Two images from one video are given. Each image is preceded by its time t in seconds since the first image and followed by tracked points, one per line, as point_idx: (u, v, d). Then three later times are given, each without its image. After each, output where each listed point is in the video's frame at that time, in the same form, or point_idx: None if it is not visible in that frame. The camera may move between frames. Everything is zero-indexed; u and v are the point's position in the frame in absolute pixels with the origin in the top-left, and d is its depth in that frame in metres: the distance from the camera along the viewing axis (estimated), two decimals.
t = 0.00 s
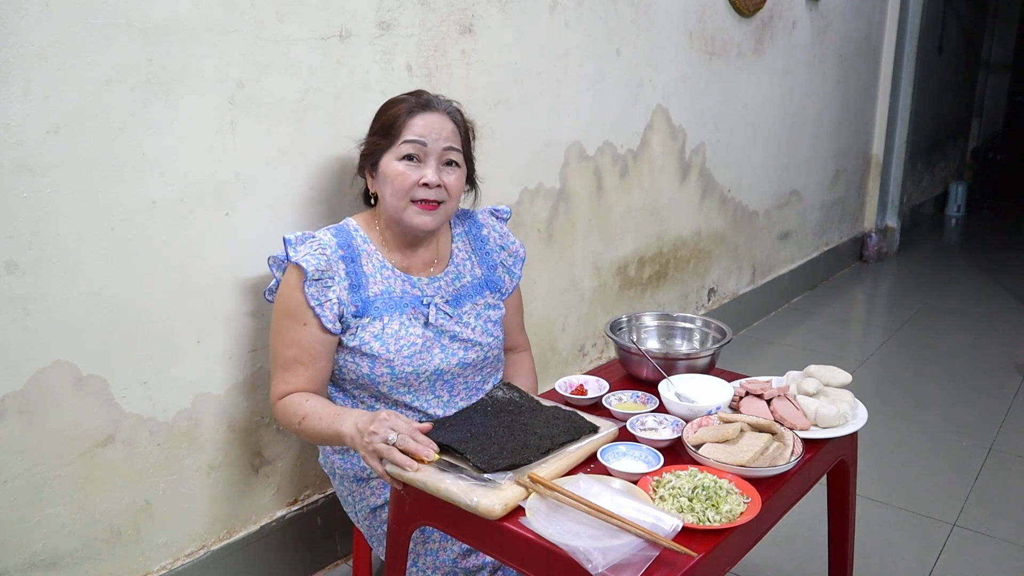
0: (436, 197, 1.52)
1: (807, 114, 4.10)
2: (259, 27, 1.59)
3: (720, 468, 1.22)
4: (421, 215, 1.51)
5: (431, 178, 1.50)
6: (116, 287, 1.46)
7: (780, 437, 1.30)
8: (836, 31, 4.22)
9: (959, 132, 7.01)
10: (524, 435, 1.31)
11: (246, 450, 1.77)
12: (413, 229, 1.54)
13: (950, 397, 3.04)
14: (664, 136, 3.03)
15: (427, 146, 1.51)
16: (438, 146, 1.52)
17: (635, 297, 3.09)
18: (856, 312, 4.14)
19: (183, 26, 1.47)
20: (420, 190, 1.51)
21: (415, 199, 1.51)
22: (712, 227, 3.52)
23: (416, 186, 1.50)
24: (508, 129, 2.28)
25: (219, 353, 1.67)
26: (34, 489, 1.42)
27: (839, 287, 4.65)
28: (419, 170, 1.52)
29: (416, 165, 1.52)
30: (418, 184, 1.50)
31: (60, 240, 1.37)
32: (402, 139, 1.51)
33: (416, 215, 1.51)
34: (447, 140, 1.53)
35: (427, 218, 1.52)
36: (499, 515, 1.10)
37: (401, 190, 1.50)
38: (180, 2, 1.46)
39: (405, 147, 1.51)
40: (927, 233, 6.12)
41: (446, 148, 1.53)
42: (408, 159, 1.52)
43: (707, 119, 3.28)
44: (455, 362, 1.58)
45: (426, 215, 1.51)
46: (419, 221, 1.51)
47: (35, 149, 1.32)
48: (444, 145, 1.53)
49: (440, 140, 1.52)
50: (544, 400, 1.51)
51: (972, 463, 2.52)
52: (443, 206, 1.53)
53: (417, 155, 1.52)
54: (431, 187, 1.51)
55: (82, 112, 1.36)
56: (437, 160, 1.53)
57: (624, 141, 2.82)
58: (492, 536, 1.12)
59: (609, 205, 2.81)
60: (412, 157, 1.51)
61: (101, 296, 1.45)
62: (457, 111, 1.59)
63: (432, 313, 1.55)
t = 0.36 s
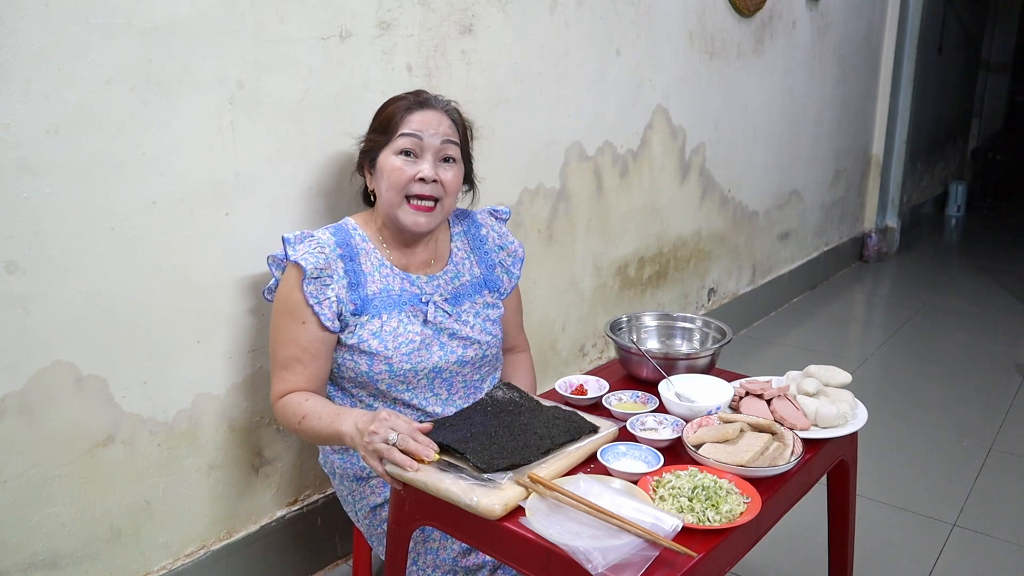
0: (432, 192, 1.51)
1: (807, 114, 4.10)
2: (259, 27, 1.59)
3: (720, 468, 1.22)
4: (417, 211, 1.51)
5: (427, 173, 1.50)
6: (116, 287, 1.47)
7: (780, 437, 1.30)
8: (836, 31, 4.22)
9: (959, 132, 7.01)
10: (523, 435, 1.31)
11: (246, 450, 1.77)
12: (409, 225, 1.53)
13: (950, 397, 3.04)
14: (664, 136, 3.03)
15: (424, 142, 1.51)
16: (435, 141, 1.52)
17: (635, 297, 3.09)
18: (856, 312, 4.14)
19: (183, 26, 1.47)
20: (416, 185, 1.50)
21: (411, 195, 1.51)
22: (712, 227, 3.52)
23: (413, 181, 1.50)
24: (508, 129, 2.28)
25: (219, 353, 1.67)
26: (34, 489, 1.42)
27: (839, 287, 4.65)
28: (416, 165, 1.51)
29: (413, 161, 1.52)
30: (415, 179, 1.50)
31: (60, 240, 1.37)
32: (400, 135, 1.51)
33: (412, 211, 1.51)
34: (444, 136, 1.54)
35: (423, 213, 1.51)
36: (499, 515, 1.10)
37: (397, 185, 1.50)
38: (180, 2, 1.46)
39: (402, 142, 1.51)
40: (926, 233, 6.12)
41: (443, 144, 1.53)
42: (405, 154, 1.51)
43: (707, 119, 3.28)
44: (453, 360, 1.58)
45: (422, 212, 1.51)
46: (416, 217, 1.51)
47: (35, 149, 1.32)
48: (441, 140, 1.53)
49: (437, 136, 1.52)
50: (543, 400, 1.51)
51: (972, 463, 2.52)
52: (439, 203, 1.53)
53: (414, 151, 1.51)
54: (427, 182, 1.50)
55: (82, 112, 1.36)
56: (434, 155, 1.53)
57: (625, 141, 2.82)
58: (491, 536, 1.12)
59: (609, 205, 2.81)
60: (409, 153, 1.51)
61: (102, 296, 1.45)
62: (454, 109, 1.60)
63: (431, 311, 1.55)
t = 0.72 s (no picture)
0: (430, 184, 1.51)
1: (807, 114, 4.10)
2: (259, 27, 1.59)
3: (720, 468, 1.22)
4: (416, 204, 1.50)
5: (423, 165, 1.50)
6: (116, 287, 1.47)
7: (780, 437, 1.30)
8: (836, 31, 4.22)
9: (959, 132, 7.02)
10: (523, 435, 1.31)
11: (246, 450, 1.77)
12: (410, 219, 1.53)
13: (950, 397, 3.04)
14: (664, 136, 3.03)
15: (419, 135, 1.52)
16: (429, 134, 1.53)
17: (635, 297, 3.09)
18: (856, 312, 4.14)
19: (183, 26, 1.47)
20: (413, 178, 1.50)
21: (410, 189, 1.51)
22: (712, 227, 3.52)
23: (409, 175, 1.50)
24: (508, 129, 2.28)
25: (219, 354, 1.67)
26: (35, 489, 1.43)
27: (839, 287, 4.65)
28: (412, 159, 1.52)
29: (409, 155, 1.52)
30: (411, 172, 1.50)
31: (60, 240, 1.37)
32: (394, 130, 1.52)
33: (411, 204, 1.50)
34: (438, 129, 1.54)
35: (422, 206, 1.51)
36: (499, 515, 1.10)
37: (394, 180, 1.50)
38: (180, 2, 1.46)
39: (397, 137, 1.52)
40: (927, 233, 6.12)
41: (438, 135, 1.54)
42: (401, 149, 1.52)
43: (707, 119, 3.28)
44: (456, 356, 1.58)
45: (422, 204, 1.51)
46: (415, 210, 1.50)
47: (35, 149, 1.32)
48: (435, 132, 1.53)
49: (431, 129, 1.53)
50: (544, 400, 1.51)
51: (972, 463, 2.52)
52: (438, 193, 1.53)
53: (409, 145, 1.52)
54: (425, 175, 1.50)
55: (82, 112, 1.36)
56: (429, 148, 1.53)
57: (625, 141, 2.82)
58: (491, 536, 1.12)
59: (609, 205, 2.81)
60: (404, 147, 1.52)
61: (101, 296, 1.45)
62: (446, 103, 1.60)
63: (432, 307, 1.55)
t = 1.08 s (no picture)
0: (469, 189, 1.51)
1: (807, 114, 4.10)
2: (259, 27, 1.59)
3: (720, 468, 1.22)
4: (456, 209, 1.51)
5: (463, 170, 1.50)
6: (116, 287, 1.47)
7: (780, 437, 1.30)
8: (836, 31, 4.22)
9: (958, 132, 7.02)
10: (524, 433, 1.30)
11: (246, 449, 1.77)
12: (448, 224, 1.54)
13: (950, 397, 3.04)
14: (664, 136, 3.03)
15: (457, 138, 1.52)
16: (467, 137, 1.52)
17: (635, 297, 3.09)
18: (856, 312, 4.14)
19: (182, 26, 1.47)
20: (453, 183, 1.50)
21: (449, 194, 1.50)
22: (712, 227, 3.52)
23: (449, 180, 1.50)
24: (508, 129, 2.28)
25: (219, 354, 1.67)
26: (35, 489, 1.43)
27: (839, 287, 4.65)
28: (451, 163, 1.52)
29: (447, 159, 1.52)
30: (451, 178, 1.50)
31: (60, 240, 1.37)
32: (431, 134, 1.51)
33: (451, 211, 1.51)
34: (474, 131, 1.54)
35: (462, 212, 1.51)
36: (499, 515, 1.10)
37: (434, 186, 1.50)
38: (180, 2, 1.46)
39: (435, 141, 1.51)
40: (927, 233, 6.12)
41: (475, 139, 1.54)
42: (439, 153, 1.52)
43: (707, 119, 3.28)
44: (485, 363, 1.59)
45: (461, 210, 1.51)
46: (455, 216, 1.51)
47: (35, 149, 1.32)
48: (472, 136, 1.53)
49: (468, 132, 1.53)
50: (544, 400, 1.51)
51: (972, 463, 2.52)
52: (476, 198, 1.53)
53: (447, 149, 1.52)
54: (464, 180, 1.50)
55: (82, 112, 1.36)
56: (467, 152, 1.53)
57: (624, 141, 2.82)
58: (491, 536, 1.13)
59: (608, 205, 2.81)
60: (443, 152, 1.51)
61: (101, 296, 1.45)
62: (479, 102, 1.60)
63: (464, 315, 1.55)
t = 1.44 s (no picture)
0: (478, 187, 1.51)
1: (807, 114, 4.10)
2: (259, 27, 1.59)
3: (720, 468, 1.22)
4: (465, 208, 1.51)
5: (472, 168, 1.50)
6: (116, 287, 1.47)
7: (780, 437, 1.30)
8: (836, 31, 4.22)
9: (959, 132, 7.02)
10: (521, 434, 1.30)
11: (246, 449, 1.77)
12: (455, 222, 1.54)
13: (951, 397, 3.04)
14: (664, 136, 3.03)
15: (464, 136, 1.50)
16: (474, 136, 1.52)
17: (635, 297, 3.09)
18: (856, 312, 4.14)
19: (183, 26, 1.47)
20: (462, 181, 1.50)
21: (458, 192, 1.50)
22: (712, 227, 3.52)
23: (458, 178, 1.49)
24: (509, 129, 2.28)
25: (219, 354, 1.67)
26: (35, 489, 1.43)
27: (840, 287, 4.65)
28: (459, 162, 1.50)
29: (455, 157, 1.50)
30: (460, 176, 1.49)
31: (60, 240, 1.37)
32: (439, 133, 1.49)
33: (461, 209, 1.51)
34: (481, 130, 1.53)
35: (470, 210, 1.52)
36: (499, 515, 1.10)
37: (443, 184, 1.49)
38: (180, 2, 1.45)
39: (443, 140, 1.49)
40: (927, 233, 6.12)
41: (481, 138, 1.53)
42: (446, 151, 1.50)
43: (707, 118, 3.27)
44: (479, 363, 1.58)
45: (471, 208, 1.52)
46: (462, 215, 1.52)
47: (35, 149, 1.32)
48: (479, 135, 1.52)
49: (476, 131, 1.52)
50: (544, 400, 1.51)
51: (972, 463, 2.52)
52: (483, 195, 1.53)
53: (455, 147, 1.50)
54: (473, 177, 1.50)
55: (82, 112, 1.36)
56: (474, 149, 1.52)
57: (625, 141, 2.82)
58: (491, 536, 1.12)
59: (608, 205, 2.81)
60: (450, 150, 1.50)
61: (101, 296, 1.45)
62: (480, 99, 1.59)
63: (461, 312, 1.55)
